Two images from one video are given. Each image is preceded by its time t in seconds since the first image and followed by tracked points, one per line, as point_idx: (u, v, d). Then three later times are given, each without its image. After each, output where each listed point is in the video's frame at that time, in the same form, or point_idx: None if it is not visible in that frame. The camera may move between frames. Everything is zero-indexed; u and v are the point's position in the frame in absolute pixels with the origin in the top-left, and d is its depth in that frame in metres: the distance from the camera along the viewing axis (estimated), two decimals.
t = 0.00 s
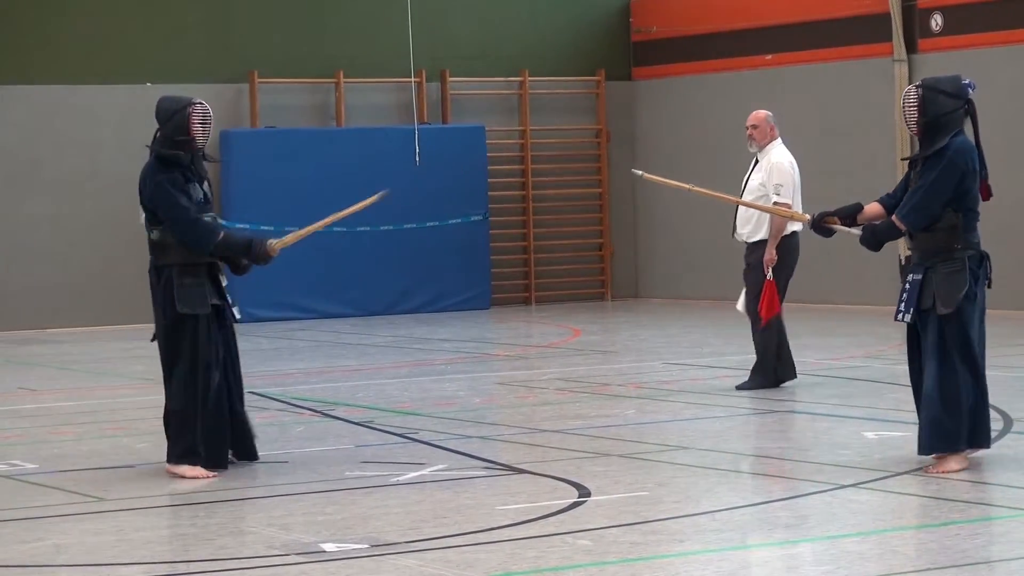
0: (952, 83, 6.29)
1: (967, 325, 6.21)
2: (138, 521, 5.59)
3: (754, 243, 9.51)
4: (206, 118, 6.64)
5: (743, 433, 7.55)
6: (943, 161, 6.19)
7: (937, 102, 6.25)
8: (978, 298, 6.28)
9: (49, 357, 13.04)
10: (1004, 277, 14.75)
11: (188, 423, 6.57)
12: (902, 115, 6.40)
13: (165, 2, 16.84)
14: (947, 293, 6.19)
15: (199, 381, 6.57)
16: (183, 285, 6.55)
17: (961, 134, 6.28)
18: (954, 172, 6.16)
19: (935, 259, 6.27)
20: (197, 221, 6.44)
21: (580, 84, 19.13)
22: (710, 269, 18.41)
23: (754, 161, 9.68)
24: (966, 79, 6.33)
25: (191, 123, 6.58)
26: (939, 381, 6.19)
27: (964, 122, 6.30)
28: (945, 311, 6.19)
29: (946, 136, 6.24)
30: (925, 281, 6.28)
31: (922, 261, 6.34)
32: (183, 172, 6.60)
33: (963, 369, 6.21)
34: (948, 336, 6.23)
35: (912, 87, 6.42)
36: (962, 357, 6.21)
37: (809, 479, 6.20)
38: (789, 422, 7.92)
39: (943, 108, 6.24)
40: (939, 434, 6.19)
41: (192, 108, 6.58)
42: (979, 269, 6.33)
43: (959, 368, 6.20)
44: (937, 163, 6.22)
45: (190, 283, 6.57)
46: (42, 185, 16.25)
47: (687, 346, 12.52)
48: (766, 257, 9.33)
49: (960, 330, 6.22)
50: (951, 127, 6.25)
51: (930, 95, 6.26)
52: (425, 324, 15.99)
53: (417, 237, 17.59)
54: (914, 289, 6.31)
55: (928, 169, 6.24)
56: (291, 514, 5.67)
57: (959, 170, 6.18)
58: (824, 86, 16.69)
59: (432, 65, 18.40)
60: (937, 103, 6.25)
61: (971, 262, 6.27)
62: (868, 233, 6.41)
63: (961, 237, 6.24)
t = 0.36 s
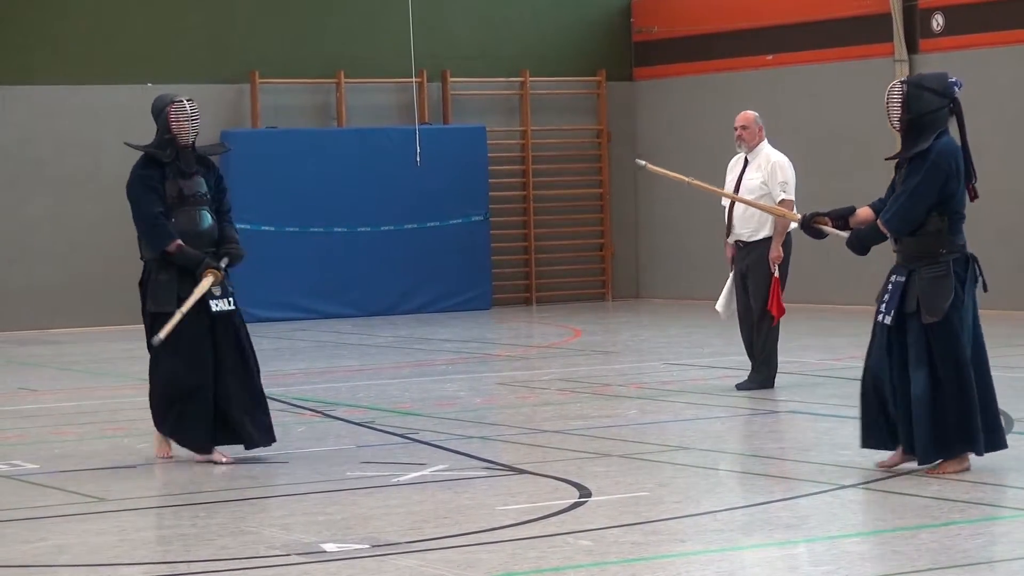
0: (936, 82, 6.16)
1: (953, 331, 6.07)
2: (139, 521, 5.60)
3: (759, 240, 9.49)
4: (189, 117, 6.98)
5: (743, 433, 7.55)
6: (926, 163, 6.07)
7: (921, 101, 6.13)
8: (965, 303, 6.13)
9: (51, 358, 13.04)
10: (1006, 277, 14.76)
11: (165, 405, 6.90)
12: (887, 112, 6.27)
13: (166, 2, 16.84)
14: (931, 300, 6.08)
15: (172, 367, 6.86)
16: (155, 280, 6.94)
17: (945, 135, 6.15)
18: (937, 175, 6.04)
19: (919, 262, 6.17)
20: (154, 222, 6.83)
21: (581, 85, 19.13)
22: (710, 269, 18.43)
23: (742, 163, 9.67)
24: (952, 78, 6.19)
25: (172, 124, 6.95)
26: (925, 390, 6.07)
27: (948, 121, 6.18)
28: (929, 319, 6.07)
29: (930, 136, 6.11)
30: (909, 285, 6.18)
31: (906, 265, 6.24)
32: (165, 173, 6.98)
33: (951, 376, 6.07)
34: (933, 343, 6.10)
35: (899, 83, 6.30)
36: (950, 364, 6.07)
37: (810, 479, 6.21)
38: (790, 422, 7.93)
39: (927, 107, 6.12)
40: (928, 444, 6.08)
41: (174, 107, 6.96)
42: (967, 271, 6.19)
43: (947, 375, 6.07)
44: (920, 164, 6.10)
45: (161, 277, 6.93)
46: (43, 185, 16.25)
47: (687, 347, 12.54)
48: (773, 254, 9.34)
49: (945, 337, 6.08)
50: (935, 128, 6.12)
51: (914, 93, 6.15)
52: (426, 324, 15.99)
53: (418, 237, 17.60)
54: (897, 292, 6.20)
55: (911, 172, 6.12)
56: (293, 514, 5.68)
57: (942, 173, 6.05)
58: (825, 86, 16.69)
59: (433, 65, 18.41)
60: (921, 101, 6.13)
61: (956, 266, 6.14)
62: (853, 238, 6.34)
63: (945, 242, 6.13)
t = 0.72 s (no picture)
0: (898, 86, 5.99)
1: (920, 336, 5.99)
2: (140, 521, 5.58)
3: (774, 238, 9.47)
4: (156, 118, 7.25)
5: (744, 433, 7.53)
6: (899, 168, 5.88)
7: (885, 105, 5.96)
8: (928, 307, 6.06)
9: (52, 357, 13.03)
10: (1009, 275, 14.74)
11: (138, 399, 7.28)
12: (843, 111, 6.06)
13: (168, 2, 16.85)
14: (900, 306, 5.96)
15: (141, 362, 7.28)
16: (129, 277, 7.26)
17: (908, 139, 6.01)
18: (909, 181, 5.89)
19: (883, 268, 6.03)
20: (123, 223, 7.26)
21: (582, 84, 19.11)
22: (711, 269, 18.42)
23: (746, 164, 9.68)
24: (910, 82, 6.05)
25: (142, 127, 7.26)
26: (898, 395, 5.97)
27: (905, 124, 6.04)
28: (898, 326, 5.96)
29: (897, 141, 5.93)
30: (874, 292, 6.02)
31: (867, 270, 6.08)
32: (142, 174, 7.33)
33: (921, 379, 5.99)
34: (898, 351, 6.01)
35: (855, 79, 6.11)
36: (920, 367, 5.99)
37: (812, 479, 6.19)
38: (791, 421, 7.90)
39: (888, 111, 5.95)
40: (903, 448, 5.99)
41: (141, 109, 7.26)
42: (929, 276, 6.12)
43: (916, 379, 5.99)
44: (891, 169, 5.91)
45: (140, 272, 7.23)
46: (44, 185, 16.24)
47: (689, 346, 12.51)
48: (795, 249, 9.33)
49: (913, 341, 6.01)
50: (898, 132, 5.94)
51: (879, 92, 5.97)
52: (427, 323, 15.98)
53: (419, 237, 17.60)
54: (860, 298, 6.03)
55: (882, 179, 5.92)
56: (294, 514, 5.66)
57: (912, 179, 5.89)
58: (826, 85, 16.67)
59: (434, 65, 18.40)
60: (885, 101, 5.96)
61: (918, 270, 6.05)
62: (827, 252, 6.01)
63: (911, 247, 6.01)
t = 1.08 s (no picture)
0: (840, 88, 5.94)
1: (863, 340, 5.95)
2: (141, 521, 5.58)
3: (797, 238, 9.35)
4: (142, 126, 7.47)
5: (744, 433, 7.53)
6: (863, 168, 5.82)
7: (831, 107, 5.88)
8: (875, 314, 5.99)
9: (52, 357, 13.02)
10: (1010, 275, 14.73)
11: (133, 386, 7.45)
12: (789, 117, 5.98)
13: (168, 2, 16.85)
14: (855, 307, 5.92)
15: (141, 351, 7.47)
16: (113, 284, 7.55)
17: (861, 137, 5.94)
18: (874, 177, 5.81)
19: (841, 272, 5.97)
20: (108, 231, 7.55)
21: (582, 84, 19.11)
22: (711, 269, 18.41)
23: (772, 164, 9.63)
24: (851, 83, 5.99)
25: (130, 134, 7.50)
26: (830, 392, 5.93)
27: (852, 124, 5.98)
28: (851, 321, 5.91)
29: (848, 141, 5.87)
30: (827, 293, 5.99)
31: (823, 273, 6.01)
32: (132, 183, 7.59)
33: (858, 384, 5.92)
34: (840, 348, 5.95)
35: (797, 84, 6.03)
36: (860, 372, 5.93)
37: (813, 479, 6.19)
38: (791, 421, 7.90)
39: (835, 113, 5.89)
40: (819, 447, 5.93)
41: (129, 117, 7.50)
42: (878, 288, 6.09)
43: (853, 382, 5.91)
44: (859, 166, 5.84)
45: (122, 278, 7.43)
46: (43, 185, 16.24)
47: (689, 346, 12.49)
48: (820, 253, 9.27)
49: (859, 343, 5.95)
50: (846, 133, 5.89)
51: (823, 94, 5.91)
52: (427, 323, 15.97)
53: (420, 237, 17.59)
54: (813, 301, 6.00)
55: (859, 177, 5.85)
56: (294, 514, 5.66)
57: (877, 175, 5.82)
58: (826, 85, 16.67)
59: (434, 65, 18.40)
60: (830, 103, 5.90)
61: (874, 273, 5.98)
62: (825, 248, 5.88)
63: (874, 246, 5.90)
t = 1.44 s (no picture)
0: (786, 83, 5.80)
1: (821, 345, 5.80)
2: (141, 522, 5.57)
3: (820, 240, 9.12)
4: (128, 122, 7.69)
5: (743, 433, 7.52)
6: (809, 165, 5.65)
7: (777, 104, 5.74)
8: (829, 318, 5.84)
9: (51, 357, 13.00)
10: (1009, 275, 14.73)
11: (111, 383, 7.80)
12: (735, 116, 5.85)
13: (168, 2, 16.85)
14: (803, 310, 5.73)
15: (113, 350, 7.76)
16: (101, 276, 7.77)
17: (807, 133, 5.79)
18: (821, 175, 5.64)
19: (786, 270, 5.78)
20: (95, 225, 7.75)
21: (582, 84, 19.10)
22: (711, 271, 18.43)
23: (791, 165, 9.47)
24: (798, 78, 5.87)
25: (116, 130, 7.72)
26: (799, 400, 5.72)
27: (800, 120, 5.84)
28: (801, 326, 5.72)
29: (795, 138, 5.72)
30: (774, 293, 5.80)
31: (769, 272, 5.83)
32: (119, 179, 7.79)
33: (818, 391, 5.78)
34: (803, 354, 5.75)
35: (745, 82, 5.89)
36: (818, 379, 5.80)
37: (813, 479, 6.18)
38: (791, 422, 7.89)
39: (782, 109, 5.75)
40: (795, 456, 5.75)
41: (116, 113, 7.72)
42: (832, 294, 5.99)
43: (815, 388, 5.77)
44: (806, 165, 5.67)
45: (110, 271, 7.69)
46: (43, 185, 16.24)
47: (689, 346, 12.48)
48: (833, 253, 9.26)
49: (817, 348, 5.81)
50: (793, 130, 5.75)
51: (768, 92, 5.76)
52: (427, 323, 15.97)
53: (419, 237, 17.58)
54: (759, 301, 5.81)
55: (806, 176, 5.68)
56: (294, 514, 5.66)
57: (824, 174, 5.65)
58: (825, 85, 16.67)
59: (435, 65, 18.40)
60: (775, 100, 5.75)
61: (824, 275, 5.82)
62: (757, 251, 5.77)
63: (821, 247, 5.71)
